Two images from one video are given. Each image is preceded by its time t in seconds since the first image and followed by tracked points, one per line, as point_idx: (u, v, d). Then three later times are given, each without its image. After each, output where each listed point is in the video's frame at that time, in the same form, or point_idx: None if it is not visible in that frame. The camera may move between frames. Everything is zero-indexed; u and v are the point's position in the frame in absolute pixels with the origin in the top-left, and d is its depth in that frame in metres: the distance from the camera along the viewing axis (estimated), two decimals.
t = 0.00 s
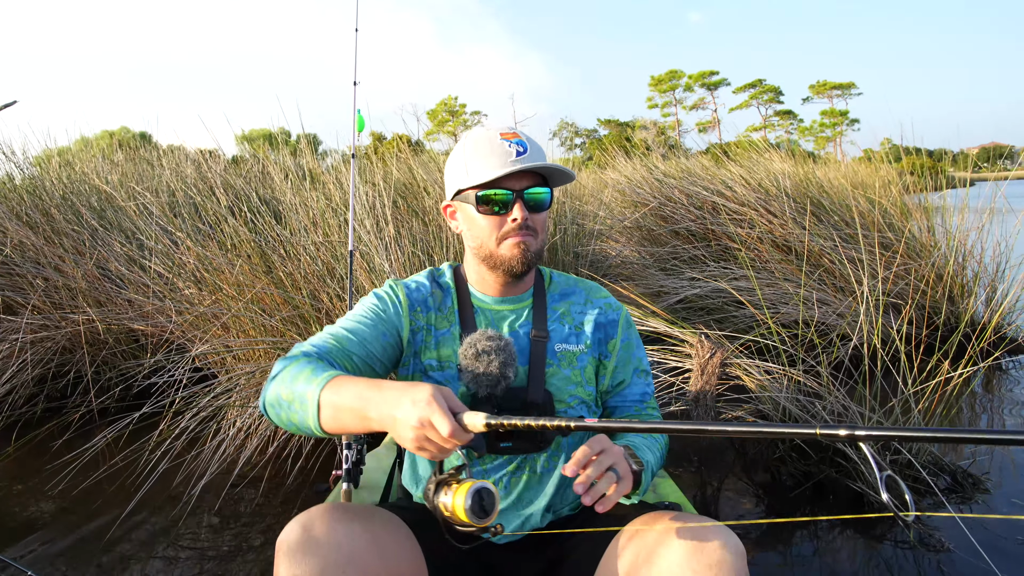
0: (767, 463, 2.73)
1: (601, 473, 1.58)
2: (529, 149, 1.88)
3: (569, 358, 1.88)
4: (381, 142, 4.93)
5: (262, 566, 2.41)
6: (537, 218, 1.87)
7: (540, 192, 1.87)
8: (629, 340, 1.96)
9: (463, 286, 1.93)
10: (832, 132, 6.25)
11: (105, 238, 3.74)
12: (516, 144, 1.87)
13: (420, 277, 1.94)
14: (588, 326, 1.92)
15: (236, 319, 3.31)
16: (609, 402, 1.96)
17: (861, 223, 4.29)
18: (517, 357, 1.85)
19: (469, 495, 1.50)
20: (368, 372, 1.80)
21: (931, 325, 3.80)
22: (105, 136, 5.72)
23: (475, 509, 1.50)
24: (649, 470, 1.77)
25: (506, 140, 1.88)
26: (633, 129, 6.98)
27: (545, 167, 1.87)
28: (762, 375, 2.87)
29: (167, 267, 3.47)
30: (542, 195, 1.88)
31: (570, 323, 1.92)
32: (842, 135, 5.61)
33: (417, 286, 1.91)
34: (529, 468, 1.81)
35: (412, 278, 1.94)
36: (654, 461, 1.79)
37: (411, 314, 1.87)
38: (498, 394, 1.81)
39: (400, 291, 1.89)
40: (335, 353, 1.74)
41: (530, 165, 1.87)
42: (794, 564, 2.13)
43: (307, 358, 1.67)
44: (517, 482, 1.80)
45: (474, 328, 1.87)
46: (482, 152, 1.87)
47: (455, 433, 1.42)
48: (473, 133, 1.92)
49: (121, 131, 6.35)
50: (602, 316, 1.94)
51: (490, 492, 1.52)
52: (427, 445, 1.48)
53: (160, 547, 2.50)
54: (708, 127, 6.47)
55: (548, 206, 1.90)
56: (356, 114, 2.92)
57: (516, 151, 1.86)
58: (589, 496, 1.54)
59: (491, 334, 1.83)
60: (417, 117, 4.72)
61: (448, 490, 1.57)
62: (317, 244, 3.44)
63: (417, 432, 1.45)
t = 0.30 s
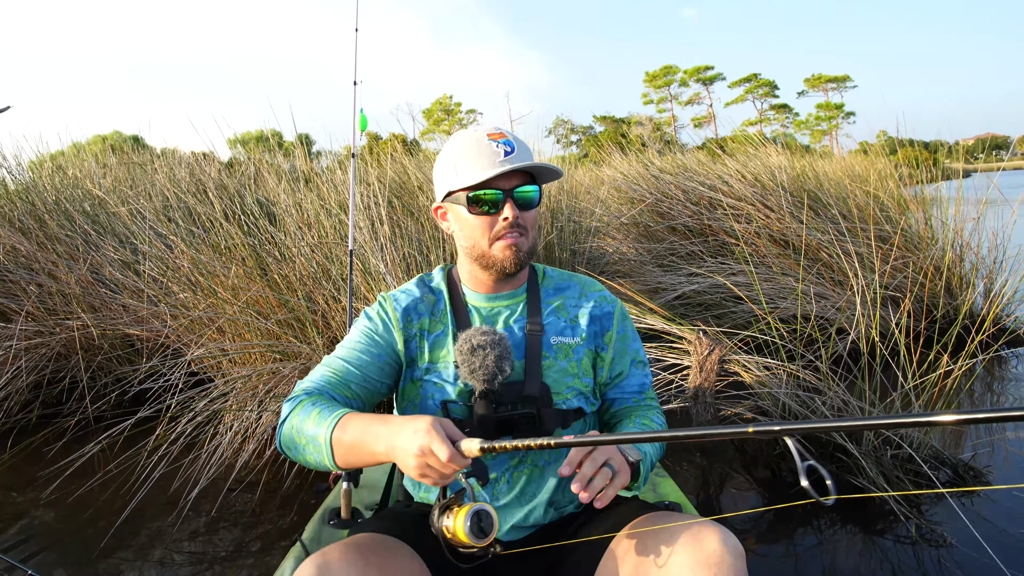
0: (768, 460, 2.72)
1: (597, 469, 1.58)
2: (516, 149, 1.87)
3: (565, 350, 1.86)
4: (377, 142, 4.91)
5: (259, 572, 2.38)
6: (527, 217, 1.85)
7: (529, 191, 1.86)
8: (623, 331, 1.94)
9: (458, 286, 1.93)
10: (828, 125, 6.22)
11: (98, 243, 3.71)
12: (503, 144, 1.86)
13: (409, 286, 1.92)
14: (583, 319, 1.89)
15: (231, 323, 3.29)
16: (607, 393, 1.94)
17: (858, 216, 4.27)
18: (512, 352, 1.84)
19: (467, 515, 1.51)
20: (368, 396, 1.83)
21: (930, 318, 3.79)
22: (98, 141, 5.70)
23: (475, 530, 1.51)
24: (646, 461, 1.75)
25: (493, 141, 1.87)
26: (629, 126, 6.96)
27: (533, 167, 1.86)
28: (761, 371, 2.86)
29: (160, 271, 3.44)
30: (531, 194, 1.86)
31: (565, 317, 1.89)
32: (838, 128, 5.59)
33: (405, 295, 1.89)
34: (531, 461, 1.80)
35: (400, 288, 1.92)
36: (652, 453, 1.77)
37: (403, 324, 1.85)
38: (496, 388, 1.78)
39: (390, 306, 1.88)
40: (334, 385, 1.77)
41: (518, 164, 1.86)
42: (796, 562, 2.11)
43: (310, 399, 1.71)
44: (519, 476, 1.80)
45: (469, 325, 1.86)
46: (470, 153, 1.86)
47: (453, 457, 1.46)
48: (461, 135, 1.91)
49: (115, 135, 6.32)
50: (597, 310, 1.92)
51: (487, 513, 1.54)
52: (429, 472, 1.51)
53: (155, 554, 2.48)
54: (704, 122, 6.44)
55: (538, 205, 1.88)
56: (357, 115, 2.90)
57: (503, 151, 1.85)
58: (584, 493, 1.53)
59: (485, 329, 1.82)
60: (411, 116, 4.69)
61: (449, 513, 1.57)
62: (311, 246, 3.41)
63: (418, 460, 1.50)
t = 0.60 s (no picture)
0: (768, 464, 2.72)
1: (574, 473, 1.55)
2: (512, 151, 1.86)
3: (561, 350, 1.84)
4: (376, 142, 4.90)
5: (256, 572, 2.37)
6: (523, 218, 1.83)
7: (525, 193, 1.83)
8: (621, 332, 1.93)
9: (456, 287, 1.93)
10: (828, 127, 6.22)
11: (95, 241, 3.69)
12: (499, 146, 1.85)
13: (404, 292, 1.92)
14: (579, 319, 1.88)
15: (228, 322, 3.27)
16: (602, 395, 1.92)
17: (858, 219, 4.26)
18: (507, 351, 1.82)
19: (462, 515, 1.52)
20: (369, 407, 1.87)
21: (930, 322, 3.78)
22: (96, 139, 5.67)
23: (471, 529, 1.53)
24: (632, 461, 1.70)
25: (489, 143, 1.86)
26: (629, 127, 6.95)
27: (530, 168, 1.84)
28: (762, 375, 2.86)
29: (158, 270, 3.42)
30: (528, 194, 1.84)
31: (561, 317, 1.88)
32: (837, 130, 5.58)
33: (399, 302, 1.89)
34: (528, 461, 1.79)
35: (394, 295, 1.92)
36: (639, 456, 1.73)
37: (398, 330, 1.86)
38: (490, 386, 1.77)
39: (384, 316, 1.88)
40: (336, 400, 1.82)
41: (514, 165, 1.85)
42: (795, 566, 2.11)
43: (314, 414, 1.77)
44: (517, 475, 1.79)
45: (464, 325, 1.85)
46: (466, 155, 1.85)
47: (446, 459, 1.48)
48: (459, 137, 1.90)
49: (113, 132, 6.29)
50: (594, 310, 1.90)
51: (482, 513, 1.56)
52: (425, 478, 1.54)
53: (151, 555, 2.46)
54: (704, 124, 6.44)
55: (534, 205, 1.85)
56: (355, 115, 2.88)
57: (498, 153, 1.84)
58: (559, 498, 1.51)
59: (480, 329, 1.81)
60: (411, 116, 4.68)
61: (444, 517, 1.59)
62: (309, 245, 3.40)
63: (414, 465, 1.53)
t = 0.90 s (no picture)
0: (767, 468, 2.71)
1: (562, 472, 1.57)
2: (521, 154, 1.84)
3: (561, 350, 1.83)
4: (377, 138, 4.88)
5: (251, 570, 2.36)
6: (529, 221, 1.82)
7: (531, 196, 1.81)
8: (620, 333, 1.91)
9: (457, 287, 1.91)
10: (828, 131, 6.22)
11: (92, 233, 3.66)
12: (507, 148, 1.83)
13: (404, 295, 1.90)
14: (579, 319, 1.87)
15: (225, 317, 3.24)
16: (601, 397, 1.91)
17: (859, 224, 4.25)
18: (508, 351, 1.81)
19: (482, 508, 1.51)
20: (382, 413, 1.86)
21: (930, 328, 3.77)
22: (94, 131, 5.64)
23: (492, 520, 1.51)
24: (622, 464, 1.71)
25: (498, 145, 1.84)
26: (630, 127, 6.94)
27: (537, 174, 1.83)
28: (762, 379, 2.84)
29: (155, 264, 3.39)
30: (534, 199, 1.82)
31: (562, 318, 1.87)
32: (838, 135, 5.58)
33: (400, 305, 1.88)
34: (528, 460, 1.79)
35: (394, 299, 1.91)
36: (630, 461, 1.73)
37: (402, 333, 1.84)
38: (491, 387, 1.75)
39: (388, 322, 1.87)
40: (348, 410, 1.80)
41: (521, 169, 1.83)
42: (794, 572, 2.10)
43: (329, 427, 1.75)
44: (518, 475, 1.77)
45: (466, 326, 1.84)
46: (474, 157, 1.83)
47: (462, 452, 1.51)
48: (465, 136, 1.88)
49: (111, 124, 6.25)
50: (594, 310, 1.89)
51: (502, 505, 1.53)
52: (443, 475, 1.55)
53: (145, 551, 2.44)
54: (704, 126, 6.44)
55: (540, 209, 1.84)
56: (356, 112, 2.86)
57: (507, 156, 1.82)
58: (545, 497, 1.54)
59: (481, 329, 1.79)
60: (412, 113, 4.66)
61: (466, 513, 1.58)
62: (308, 240, 3.37)
63: (430, 463, 1.55)
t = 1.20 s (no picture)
0: (767, 472, 2.70)
1: (548, 489, 1.58)
2: (524, 155, 1.83)
3: (567, 355, 1.82)
4: (376, 139, 4.86)
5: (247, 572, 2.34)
6: (532, 223, 1.79)
7: (536, 197, 1.80)
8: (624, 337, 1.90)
9: (461, 289, 1.89)
10: (828, 134, 6.21)
11: (89, 232, 3.64)
12: (512, 150, 1.82)
13: (407, 297, 1.88)
14: (585, 324, 1.85)
15: (222, 317, 3.22)
16: (604, 401, 1.90)
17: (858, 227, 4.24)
18: (514, 356, 1.80)
19: (508, 497, 1.50)
20: (394, 415, 1.84)
21: (930, 332, 3.77)
22: (92, 130, 5.61)
23: (519, 508, 1.49)
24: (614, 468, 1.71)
25: (501, 146, 1.82)
26: (630, 129, 6.93)
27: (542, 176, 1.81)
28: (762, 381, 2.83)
29: (152, 262, 3.37)
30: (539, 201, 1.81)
31: (568, 322, 1.85)
32: (838, 138, 5.57)
33: (405, 308, 1.86)
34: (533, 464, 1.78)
35: (397, 300, 1.89)
36: (625, 467, 1.72)
37: (408, 336, 1.82)
38: (497, 393, 1.75)
39: (394, 324, 1.84)
40: (360, 415, 1.79)
41: (525, 170, 1.81)
42: None
43: (342, 434, 1.74)
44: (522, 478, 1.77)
45: (471, 330, 1.83)
46: (478, 159, 1.81)
47: (483, 440, 1.50)
48: (468, 138, 1.86)
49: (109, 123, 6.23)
50: (599, 315, 1.88)
51: (528, 493, 1.53)
52: (465, 468, 1.54)
53: (140, 553, 2.42)
54: (704, 128, 6.43)
55: (544, 210, 1.82)
56: (356, 113, 2.84)
57: (511, 158, 1.81)
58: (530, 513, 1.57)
59: (488, 334, 1.79)
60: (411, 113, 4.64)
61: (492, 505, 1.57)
62: (306, 240, 3.35)
63: (452, 455, 1.54)
